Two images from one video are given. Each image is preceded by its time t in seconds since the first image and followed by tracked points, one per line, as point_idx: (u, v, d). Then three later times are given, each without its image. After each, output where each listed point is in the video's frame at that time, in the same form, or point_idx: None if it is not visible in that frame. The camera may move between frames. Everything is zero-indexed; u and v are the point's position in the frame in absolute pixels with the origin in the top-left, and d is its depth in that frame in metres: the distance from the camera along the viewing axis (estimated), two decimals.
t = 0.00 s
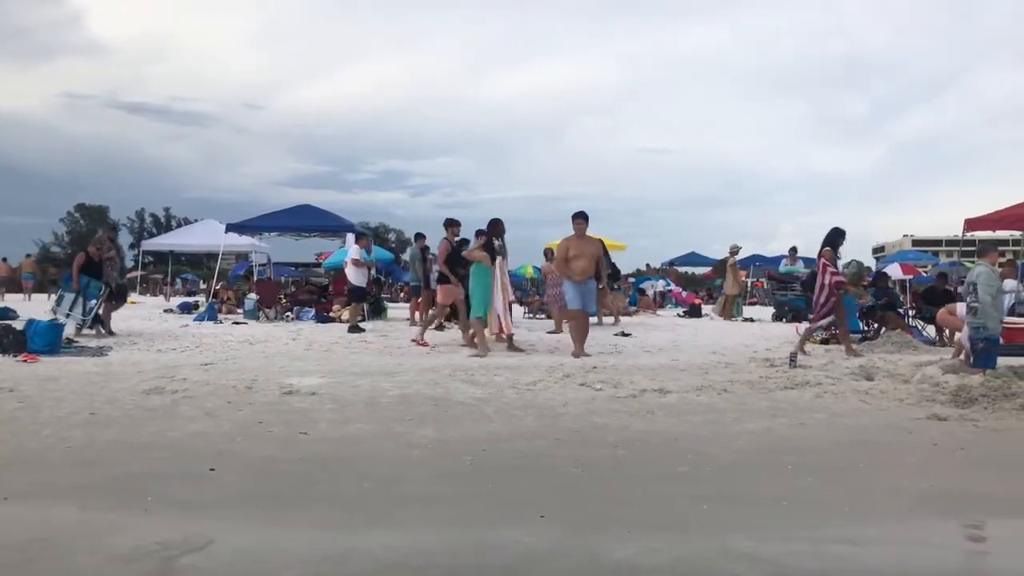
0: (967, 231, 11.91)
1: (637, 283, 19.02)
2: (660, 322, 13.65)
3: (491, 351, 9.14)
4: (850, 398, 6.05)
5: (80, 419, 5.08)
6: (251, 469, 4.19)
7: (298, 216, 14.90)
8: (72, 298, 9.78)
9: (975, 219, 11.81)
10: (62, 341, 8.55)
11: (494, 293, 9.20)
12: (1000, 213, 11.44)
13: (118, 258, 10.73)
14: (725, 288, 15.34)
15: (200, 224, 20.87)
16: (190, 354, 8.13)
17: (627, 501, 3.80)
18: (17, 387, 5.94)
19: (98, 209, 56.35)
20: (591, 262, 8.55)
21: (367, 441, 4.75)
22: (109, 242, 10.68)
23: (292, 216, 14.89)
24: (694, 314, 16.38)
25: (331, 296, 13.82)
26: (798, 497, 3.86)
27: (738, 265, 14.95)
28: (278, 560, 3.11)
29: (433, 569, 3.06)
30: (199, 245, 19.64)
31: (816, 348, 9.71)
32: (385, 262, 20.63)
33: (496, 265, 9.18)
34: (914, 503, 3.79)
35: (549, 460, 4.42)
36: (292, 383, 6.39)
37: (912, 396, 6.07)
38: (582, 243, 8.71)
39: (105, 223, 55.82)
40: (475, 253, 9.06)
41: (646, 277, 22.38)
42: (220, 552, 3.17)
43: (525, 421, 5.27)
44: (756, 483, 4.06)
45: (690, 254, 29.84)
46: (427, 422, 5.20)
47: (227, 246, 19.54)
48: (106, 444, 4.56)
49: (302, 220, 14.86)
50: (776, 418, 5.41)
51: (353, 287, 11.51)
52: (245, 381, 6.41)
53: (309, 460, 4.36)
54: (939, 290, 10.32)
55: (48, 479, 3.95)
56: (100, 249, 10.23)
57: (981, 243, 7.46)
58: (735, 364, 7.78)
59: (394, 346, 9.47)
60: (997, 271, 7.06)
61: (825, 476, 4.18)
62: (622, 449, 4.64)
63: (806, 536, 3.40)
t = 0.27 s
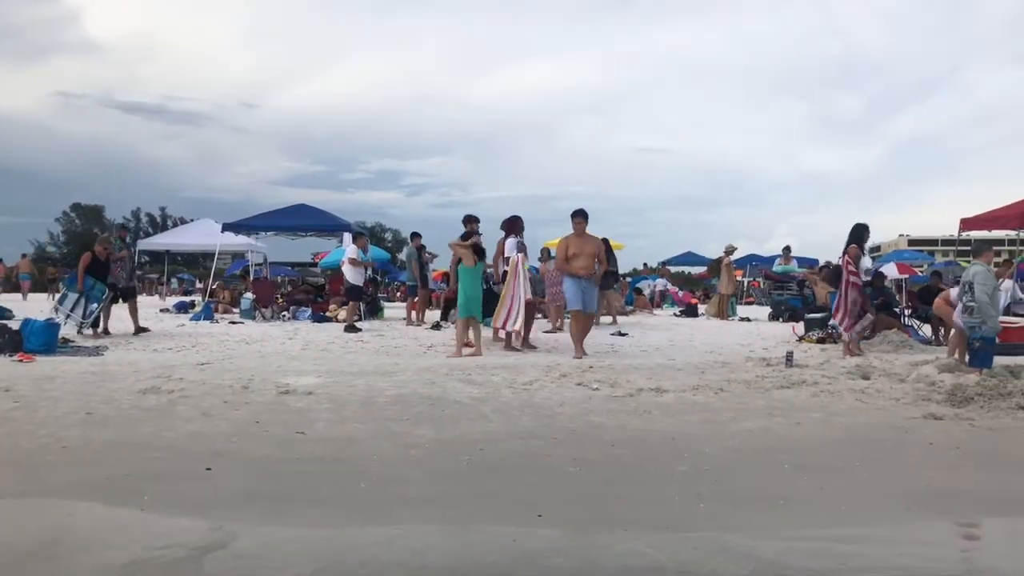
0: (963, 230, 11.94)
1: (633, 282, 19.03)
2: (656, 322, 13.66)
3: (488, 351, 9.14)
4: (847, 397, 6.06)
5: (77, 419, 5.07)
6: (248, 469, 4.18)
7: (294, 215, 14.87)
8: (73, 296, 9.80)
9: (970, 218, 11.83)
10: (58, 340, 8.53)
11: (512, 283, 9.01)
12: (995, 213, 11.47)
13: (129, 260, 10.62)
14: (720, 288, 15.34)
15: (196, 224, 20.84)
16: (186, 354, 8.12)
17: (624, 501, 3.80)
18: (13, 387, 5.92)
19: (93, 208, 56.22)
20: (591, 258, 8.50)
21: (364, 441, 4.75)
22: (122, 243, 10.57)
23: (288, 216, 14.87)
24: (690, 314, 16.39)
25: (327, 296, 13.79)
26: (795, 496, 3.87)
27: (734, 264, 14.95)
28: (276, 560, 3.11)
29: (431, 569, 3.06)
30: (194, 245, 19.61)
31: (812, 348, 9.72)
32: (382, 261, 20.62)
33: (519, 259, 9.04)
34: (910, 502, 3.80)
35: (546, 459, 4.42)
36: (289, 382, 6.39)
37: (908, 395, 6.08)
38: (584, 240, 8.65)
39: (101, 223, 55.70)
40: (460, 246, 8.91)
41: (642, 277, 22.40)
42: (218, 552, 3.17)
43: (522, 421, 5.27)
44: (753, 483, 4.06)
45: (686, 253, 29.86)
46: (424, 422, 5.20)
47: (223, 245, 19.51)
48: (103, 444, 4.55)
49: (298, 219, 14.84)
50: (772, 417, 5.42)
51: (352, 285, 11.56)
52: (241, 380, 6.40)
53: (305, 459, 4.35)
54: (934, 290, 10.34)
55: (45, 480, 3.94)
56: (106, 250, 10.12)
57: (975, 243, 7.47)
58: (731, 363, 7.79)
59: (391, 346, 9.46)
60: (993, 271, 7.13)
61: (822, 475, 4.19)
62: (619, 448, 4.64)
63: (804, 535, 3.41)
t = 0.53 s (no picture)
0: (959, 230, 11.97)
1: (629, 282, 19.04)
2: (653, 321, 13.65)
3: (486, 350, 9.14)
4: (844, 397, 6.08)
5: (75, 419, 5.07)
6: (248, 469, 4.18)
7: (292, 215, 14.86)
8: (77, 292, 9.82)
9: (967, 218, 11.86)
10: (56, 340, 8.52)
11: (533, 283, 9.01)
12: (991, 213, 11.50)
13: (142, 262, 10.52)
14: (717, 287, 15.36)
15: (193, 224, 20.82)
16: (184, 353, 8.12)
17: (625, 501, 3.80)
18: (11, 387, 5.92)
19: (90, 208, 56.12)
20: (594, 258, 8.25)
21: (363, 441, 4.75)
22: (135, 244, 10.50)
23: (286, 215, 14.86)
24: (687, 313, 16.42)
25: (324, 295, 13.79)
26: (794, 495, 3.88)
27: (731, 263, 14.99)
28: (277, 560, 3.11)
29: (431, 569, 3.07)
30: (191, 245, 19.60)
31: (809, 347, 9.74)
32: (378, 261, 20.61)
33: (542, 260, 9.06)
34: (908, 502, 3.81)
35: (545, 459, 4.43)
36: (287, 382, 6.39)
37: (905, 395, 6.10)
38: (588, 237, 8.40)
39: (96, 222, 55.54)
40: (447, 247, 8.91)
41: (638, 276, 22.42)
42: (219, 553, 3.16)
43: (521, 420, 5.27)
44: (752, 482, 4.07)
45: (683, 253, 29.94)
46: (423, 422, 5.20)
47: (220, 246, 19.49)
48: (102, 444, 4.54)
49: (295, 219, 14.82)
50: (770, 417, 5.43)
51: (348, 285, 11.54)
52: (239, 380, 6.40)
53: (304, 459, 4.36)
54: (930, 289, 10.38)
55: (44, 480, 3.93)
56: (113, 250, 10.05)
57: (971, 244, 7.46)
58: (729, 363, 7.80)
59: (388, 345, 9.46)
60: (990, 270, 7.20)
61: (821, 474, 4.20)
62: (618, 448, 4.65)
63: (803, 535, 3.42)
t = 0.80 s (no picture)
0: (958, 230, 11.98)
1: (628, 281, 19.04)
2: (651, 321, 13.66)
3: (485, 349, 9.14)
4: (843, 396, 6.09)
5: (74, 418, 5.07)
6: (247, 468, 4.18)
7: (290, 214, 14.86)
8: (87, 293, 9.83)
9: (965, 218, 11.87)
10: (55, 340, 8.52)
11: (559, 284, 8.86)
12: (990, 213, 11.51)
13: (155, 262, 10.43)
14: (716, 286, 15.36)
15: (191, 223, 20.79)
16: (182, 353, 8.11)
17: (625, 500, 3.80)
18: (10, 387, 5.92)
19: (88, 207, 56.06)
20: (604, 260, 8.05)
21: (362, 440, 4.75)
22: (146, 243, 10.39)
23: (285, 214, 14.86)
24: (685, 313, 16.43)
25: (323, 294, 13.78)
26: (793, 495, 3.89)
27: (729, 263, 15.00)
28: (276, 559, 3.11)
29: (430, 568, 3.07)
30: (189, 244, 19.58)
31: (807, 346, 9.75)
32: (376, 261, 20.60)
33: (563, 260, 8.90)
34: (907, 501, 3.81)
35: (544, 458, 4.43)
36: (286, 382, 6.39)
37: (904, 394, 6.11)
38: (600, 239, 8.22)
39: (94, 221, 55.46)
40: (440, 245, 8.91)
41: (637, 276, 22.43)
42: (218, 552, 3.16)
43: (520, 420, 5.27)
44: (751, 482, 4.07)
45: (682, 253, 29.96)
46: (422, 421, 5.20)
47: (218, 245, 19.48)
48: (100, 443, 4.54)
49: (294, 218, 14.81)
50: (769, 416, 5.43)
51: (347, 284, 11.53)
52: (238, 379, 6.40)
53: (303, 459, 4.36)
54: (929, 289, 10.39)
55: (42, 479, 3.93)
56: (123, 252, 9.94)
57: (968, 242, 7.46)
58: (728, 362, 7.81)
59: (387, 345, 9.46)
60: (987, 269, 7.19)
61: (819, 474, 4.21)
62: (617, 447, 4.65)
63: (801, 534, 3.42)
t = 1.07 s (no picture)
0: (957, 229, 11.98)
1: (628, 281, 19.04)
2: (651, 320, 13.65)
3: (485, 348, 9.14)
4: (843, 395, 6.09)
5: (73, 418, 5.06)
6: (246, 467, 4.18)
7: (290, 213, 14.85)
8: (100, 292, 9.77)
9: (965, 217, 11.86)
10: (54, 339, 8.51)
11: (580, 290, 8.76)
12: (990, 212, 11.50)
13: (171, 262, 10.49)
14: (715, 286, 15.36)
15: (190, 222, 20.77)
16: (182, 352, 8.10)
17: (625, 500, 3.80)
18: (9, 386, 5.91)
19: (87, 206, 56.06)
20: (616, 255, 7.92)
21: (362, 440, 4.74)
22: (165, 245, 10.52)
23: (284, 213, 14.85)
24: (685, 312, 16.43)
25: (322, 294, 13.77)
26: (793, 494, 3.89)
27: (729, 263, 14.99)
28: (275, 559, 3.11)
29: (429, 568, 3.06)
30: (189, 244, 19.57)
31: (807, 345, 9.75)
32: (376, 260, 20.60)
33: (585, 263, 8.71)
34: (906, 500, 3.81)
35: (544, 457, 4.43)
36: (286, 381, 6.38)
37: (903, 393, 6.11)
38: (612, 234, 8.10)
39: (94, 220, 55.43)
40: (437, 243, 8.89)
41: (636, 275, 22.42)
42: (217, 552, 3.16)
43: (519, 419, 5.27)
44: (750, 481, 4.07)
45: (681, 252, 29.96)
46: (422, 420, 5.20)
47: (217, 244, 19.46)
48: (99, 443, 4.54)
49: (293, 217, 14.80)
50: (768, 416, 5.43)
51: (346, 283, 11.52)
52: (238, 379, 6.39)
53: (303, 458, 4.35)
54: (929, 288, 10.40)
55: (41, 479, 3.92)
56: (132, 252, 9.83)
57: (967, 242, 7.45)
58: (727, 361, 7.81)
59: (387, 344, 9.45)
60: (987, 269, 7.18)
61: (819, 473, 4.21)
62: (616, 446, 4.65)
63: (801, 533, 3.42)
